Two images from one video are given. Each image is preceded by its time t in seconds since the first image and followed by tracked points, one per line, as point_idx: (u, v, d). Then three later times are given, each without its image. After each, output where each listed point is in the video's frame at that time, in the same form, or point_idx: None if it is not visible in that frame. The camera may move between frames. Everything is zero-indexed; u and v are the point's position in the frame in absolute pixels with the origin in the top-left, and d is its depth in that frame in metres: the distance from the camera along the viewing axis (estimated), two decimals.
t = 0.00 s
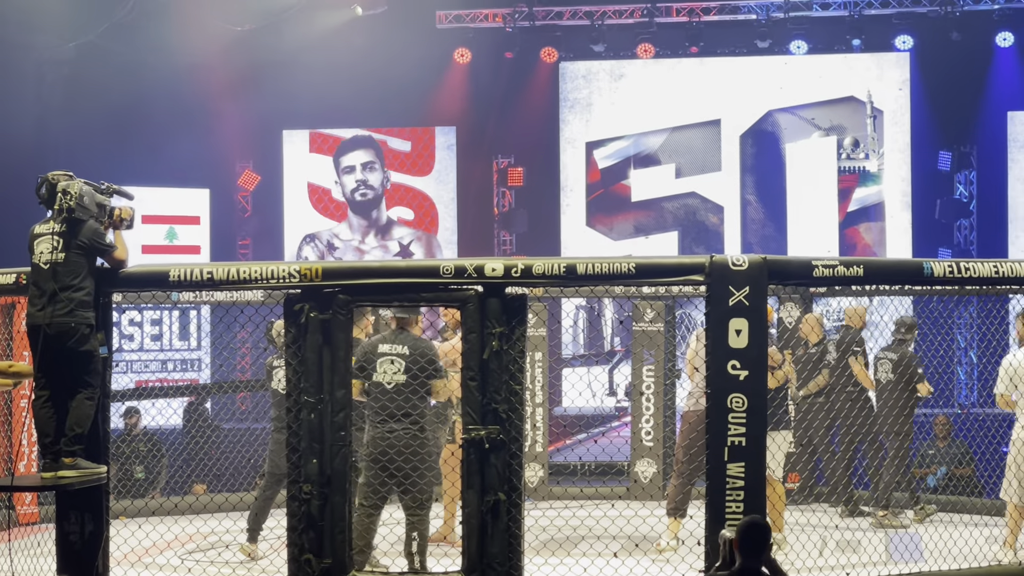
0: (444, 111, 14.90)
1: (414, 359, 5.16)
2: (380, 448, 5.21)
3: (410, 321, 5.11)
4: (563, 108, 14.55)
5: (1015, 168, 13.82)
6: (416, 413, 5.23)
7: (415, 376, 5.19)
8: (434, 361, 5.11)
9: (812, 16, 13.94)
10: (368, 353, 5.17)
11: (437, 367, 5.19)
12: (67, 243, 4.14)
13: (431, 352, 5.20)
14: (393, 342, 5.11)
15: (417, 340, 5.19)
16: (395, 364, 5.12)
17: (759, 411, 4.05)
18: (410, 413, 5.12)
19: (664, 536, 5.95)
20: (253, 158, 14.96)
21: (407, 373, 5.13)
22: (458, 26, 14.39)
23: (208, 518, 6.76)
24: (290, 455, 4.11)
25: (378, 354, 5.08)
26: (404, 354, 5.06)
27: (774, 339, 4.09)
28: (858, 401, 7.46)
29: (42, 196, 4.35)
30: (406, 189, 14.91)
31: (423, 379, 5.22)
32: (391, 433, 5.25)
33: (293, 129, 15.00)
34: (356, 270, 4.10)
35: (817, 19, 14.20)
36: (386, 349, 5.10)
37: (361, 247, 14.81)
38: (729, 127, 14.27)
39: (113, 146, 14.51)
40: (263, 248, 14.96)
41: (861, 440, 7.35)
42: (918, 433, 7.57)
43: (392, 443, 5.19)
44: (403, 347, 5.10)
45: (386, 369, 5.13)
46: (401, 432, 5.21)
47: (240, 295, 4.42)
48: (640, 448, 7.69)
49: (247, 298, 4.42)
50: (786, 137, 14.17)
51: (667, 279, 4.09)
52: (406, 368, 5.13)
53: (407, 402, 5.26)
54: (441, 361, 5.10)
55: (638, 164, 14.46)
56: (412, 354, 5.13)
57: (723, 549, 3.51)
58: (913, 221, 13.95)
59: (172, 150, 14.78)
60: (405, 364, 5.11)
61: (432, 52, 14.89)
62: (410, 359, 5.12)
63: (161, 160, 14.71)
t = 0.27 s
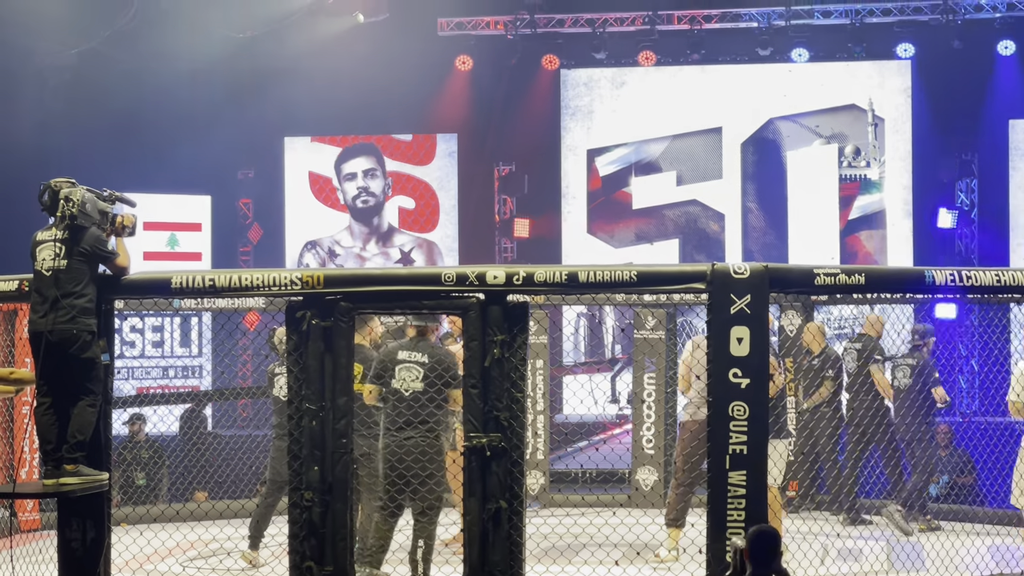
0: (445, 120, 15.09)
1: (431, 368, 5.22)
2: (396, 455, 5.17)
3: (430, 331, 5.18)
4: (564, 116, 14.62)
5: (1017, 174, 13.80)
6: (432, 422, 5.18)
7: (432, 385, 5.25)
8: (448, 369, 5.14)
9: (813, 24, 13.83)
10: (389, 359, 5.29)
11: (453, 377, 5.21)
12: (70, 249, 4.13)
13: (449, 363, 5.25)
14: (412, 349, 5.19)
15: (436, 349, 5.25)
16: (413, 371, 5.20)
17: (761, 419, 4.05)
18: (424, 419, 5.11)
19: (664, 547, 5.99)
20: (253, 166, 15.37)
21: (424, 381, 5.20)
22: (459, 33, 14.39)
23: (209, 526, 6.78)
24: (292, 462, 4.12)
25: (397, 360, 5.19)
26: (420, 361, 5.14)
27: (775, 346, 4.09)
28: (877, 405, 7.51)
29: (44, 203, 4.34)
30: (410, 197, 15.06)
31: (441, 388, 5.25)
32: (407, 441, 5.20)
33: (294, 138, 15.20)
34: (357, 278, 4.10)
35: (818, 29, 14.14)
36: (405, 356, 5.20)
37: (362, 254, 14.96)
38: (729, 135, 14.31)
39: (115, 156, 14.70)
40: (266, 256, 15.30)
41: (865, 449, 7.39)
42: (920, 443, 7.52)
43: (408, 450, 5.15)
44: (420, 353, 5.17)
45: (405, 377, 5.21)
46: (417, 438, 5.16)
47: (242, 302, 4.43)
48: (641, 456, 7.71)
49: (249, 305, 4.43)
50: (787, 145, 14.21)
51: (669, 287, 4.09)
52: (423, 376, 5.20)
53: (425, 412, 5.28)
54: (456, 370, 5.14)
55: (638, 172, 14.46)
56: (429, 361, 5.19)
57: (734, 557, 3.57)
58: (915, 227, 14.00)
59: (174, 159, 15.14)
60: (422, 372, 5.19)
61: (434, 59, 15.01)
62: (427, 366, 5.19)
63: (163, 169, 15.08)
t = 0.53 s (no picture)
0: (450, 122, 15.08)
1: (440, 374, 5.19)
2: (402, 459, 5.20)
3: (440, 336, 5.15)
4: (568, 121, 14.62)
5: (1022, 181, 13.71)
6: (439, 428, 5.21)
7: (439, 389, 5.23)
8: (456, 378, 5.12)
9: (816, 28, 13.86)
10: (397, 364, 5.25)
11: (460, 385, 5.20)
12: (74, 254, 4.14)
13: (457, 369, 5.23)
14: (422, 354, 5.16)
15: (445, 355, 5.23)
16: (422, 376, 5.18)
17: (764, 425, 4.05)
18: (430, 425, 5.12)
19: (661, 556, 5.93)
20: (257, 169, 15.29)
21: (432, 386, 5.18)
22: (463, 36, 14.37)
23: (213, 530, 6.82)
24: (296, 467, 4.12)
25: (406, 364, 5.16)
26: (429, 366, 5.12)
27: (779, 353, 4.09)
28: (899, 410, 7.61)
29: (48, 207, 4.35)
30: (414, 204, 15.06)
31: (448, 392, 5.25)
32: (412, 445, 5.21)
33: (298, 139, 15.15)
34: (362, 283, 4.09)
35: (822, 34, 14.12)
36: (414, 361, 5.17)
37: (365, 259, 14.99)
38: (734, 138, 14.30)
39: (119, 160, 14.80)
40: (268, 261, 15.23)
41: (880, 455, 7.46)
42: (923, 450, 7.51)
43: (413, 454, 5.16)
44: (430, 359, 5.14)
45: (411, 381, 5.21)
46: (422, 443, 5.18)
47: (246, 307, 4.43)
48: (645, 461, 7.70)
49: (253, 310, 4.43)
50: (791, 150, 14.17)
51: (671, 293, 4.09)
52: (431, 381, 5.18)
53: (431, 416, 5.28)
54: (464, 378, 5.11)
55: (643, 177, 14.48)
56: (438, 367, 5.16)
57: (745, 563, 3.59)
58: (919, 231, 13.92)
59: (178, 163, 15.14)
60: (430, 378, 5.17)
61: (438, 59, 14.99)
62: (435, 373, 5.16)
63: (167, 172, 15.10)
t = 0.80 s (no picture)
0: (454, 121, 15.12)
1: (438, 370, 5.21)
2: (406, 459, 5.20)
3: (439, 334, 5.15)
4: (571, 120, 14.58)
5: None
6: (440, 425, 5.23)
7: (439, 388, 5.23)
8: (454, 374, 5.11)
9: (820, 27, 13.90)
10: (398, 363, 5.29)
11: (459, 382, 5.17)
12: (77, 253, 4.14)
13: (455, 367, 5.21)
14: (420, 353, 5.17)
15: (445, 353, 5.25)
16: (421, 375, 5.16)
17: (768, 425, 4.05)
18: (431, 423, 5.11)
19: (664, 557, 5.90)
20: (259, 170, 15.53)
21: (430, 384, 5.16)
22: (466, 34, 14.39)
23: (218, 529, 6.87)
24: (298, 466, 4.12)
25: (404, 364, 5.16)
26: (428, 363, 5.15)
27: (782, 353, 4.08)
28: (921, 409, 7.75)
29: (52, 206, 4.34)
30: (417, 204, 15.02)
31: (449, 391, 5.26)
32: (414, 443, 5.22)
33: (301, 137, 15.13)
34: (365, 281, 4.09)
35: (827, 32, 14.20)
36: (412, 360, 5.17)
37: (368, 257, 14.92)
38: (738, 138, 14.26)
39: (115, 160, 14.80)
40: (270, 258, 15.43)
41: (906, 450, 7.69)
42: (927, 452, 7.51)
43: (417, 453, 5.17)
44: (427, 357, 5.14)
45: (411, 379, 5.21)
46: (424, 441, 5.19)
47: (249, 306, 4.43)
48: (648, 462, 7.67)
49: (256, 309, 4.43)
50: (795, 149, 14.14)
51: (673, 292, 4.09)
52: (429, 379, 5.16)
53: (432, 415, 5.28)
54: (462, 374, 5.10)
55: (646, 177, 14.41)
56: (435, 365, 5.15)
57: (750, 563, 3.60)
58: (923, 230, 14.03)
59: (176, 163, 15.25)
60: (429, 375, 5.14)
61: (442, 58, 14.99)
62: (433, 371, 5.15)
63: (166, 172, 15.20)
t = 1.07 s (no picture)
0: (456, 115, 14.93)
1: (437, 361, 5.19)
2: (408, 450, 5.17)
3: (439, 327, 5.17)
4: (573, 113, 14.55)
5: None
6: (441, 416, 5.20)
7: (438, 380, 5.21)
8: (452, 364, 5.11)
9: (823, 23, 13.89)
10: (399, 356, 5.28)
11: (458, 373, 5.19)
12: (79, 245, 4.13)
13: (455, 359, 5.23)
14: (420, 345, 5.19)
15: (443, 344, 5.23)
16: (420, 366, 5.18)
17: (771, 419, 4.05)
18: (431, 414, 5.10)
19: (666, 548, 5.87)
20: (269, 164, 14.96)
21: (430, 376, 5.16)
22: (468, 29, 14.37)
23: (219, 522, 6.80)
24: (300, 459, 4.11)
25: (405, 356, 5.19)
26: (426, 355, 5.13)
27: (785, 347, 4.08)
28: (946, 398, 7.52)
29: (54, 198, 4.34)
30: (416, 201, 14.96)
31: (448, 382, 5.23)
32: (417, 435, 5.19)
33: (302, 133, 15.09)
34: (367, 274, 4.09)
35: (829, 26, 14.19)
36: (412, 353, 5.19)
37: (370, 251, 14.87)
38: (740, 132, 14.24)
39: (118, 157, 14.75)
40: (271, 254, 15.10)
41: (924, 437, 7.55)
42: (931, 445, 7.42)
43: (417, 443, 5.16)
44: (427, 349, 5.16)
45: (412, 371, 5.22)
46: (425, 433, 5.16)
47: (251, 299, 4.42)
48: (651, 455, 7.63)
49: (258, 302, 4.43)
50: (799, 142, 14.17)
51: (675, 286, 4.09)
52: (429, 371, 5.17)
53: (434, 407, 5.25)
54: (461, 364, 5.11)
55: (649, 170, 14.37)
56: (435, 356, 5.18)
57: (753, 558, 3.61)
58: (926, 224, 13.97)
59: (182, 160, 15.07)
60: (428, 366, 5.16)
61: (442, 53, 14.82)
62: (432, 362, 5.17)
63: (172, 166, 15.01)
